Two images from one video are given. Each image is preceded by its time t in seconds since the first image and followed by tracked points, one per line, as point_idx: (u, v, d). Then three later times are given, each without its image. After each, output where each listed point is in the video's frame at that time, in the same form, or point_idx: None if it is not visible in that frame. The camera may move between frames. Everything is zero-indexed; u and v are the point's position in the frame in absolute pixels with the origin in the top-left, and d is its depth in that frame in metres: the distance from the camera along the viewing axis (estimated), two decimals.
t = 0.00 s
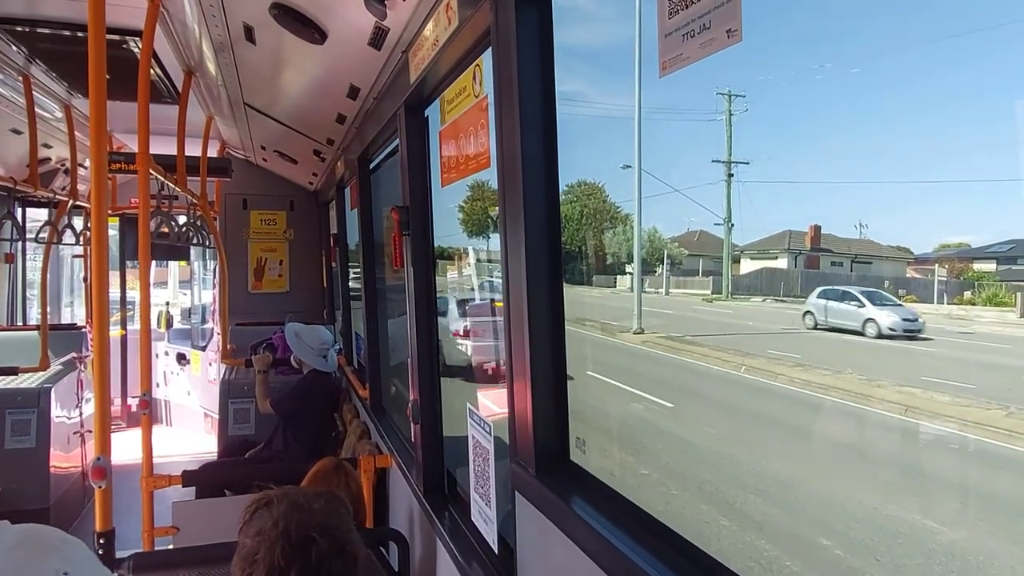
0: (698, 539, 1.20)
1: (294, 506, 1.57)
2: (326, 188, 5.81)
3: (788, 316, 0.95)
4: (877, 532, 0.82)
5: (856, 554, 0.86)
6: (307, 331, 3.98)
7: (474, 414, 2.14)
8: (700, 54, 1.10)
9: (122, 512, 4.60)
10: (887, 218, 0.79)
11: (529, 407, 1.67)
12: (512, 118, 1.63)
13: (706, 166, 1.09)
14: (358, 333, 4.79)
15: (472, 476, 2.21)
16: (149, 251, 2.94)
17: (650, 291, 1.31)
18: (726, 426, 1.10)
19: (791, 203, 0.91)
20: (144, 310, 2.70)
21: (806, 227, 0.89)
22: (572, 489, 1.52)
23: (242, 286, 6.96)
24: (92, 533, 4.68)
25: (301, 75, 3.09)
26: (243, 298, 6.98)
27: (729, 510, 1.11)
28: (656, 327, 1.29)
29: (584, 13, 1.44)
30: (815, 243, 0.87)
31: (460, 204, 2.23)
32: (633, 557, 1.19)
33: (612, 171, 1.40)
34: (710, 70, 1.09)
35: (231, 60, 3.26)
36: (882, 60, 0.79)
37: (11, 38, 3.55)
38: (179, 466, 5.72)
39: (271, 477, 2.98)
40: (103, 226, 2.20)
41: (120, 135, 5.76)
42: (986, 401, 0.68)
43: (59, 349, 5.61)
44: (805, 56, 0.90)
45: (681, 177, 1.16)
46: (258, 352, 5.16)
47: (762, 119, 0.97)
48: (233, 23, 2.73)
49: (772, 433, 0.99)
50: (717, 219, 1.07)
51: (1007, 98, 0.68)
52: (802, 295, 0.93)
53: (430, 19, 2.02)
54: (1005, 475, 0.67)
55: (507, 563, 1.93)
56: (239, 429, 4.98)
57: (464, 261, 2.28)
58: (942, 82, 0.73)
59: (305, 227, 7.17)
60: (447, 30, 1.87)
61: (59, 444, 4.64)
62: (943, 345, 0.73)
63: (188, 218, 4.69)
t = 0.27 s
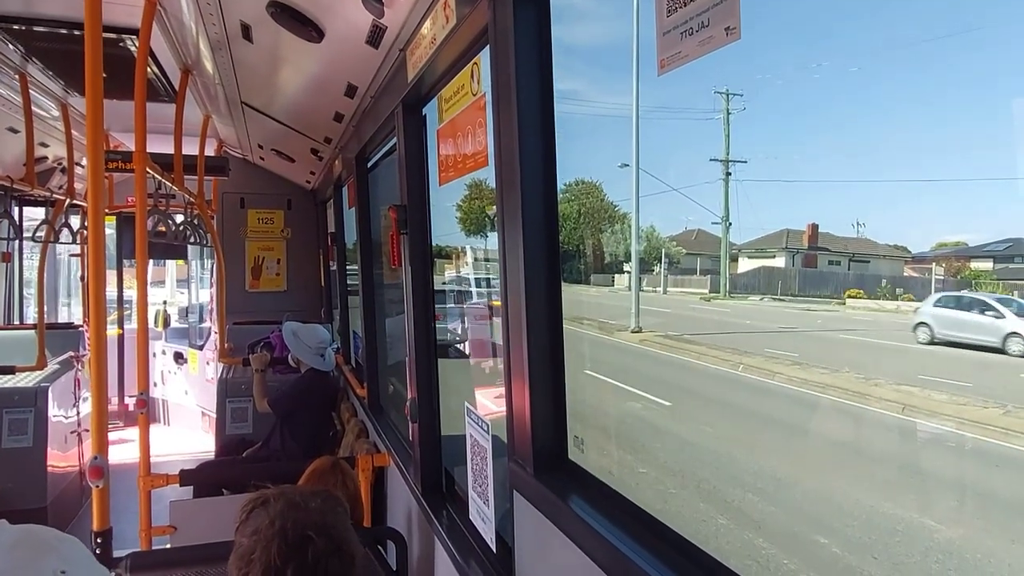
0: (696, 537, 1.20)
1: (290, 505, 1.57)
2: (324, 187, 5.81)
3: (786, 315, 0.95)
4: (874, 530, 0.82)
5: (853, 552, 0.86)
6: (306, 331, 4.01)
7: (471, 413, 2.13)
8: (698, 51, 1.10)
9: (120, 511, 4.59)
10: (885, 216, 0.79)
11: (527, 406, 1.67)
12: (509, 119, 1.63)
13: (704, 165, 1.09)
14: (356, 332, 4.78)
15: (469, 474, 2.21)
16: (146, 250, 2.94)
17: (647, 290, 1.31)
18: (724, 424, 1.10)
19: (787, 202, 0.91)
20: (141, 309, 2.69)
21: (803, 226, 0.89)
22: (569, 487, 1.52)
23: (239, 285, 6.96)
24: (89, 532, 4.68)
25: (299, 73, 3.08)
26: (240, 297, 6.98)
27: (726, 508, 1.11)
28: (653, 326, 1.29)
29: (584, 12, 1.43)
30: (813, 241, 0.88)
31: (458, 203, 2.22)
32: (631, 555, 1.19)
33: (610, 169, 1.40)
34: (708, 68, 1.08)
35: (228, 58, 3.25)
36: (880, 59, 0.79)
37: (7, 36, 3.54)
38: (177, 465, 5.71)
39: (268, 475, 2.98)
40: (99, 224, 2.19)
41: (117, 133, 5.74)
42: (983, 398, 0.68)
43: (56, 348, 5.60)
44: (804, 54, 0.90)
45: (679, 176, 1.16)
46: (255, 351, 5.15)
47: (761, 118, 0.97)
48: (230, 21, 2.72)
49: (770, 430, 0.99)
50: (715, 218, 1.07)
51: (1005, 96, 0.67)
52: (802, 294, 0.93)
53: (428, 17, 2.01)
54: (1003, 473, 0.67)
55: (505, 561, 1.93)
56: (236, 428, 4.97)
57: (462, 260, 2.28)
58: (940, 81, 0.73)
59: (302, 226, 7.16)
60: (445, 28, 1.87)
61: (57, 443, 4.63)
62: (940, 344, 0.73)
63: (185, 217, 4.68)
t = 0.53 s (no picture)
0: (692, 535, 1.20)
1: (286, 503, 1.56)
2: (320, 185, 5.79)
3: (782, 314, 0.95)
4: (870, 529, 0.82)
5: (849, 551, 0.86)
6: (302, 330, 4.00)
7: (467, 412, 2.13)
8: (695, 49, 1.10)
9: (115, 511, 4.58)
10: (880, 215, 0.79)
11: (523, 404, 1.67)
12: (506, 118, 1.63)
13: (701, 164, 1.09)
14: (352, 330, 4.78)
15: (466, 474, 2.21)
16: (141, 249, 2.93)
17: (644, 288, 1.31)
18: (720, 423, 1.10)
19: (783, 201, 0.91)
20: (136, 308, 2.68)
21: (800, 224, 0.89)
22: (566, 485, 1.52)
23: (235, 284, 6.94)
24: (84, 532, 4.66)
25: (295, 71, 3.07)
26: (236, 296, 6.96)
27: (722, 506, 1.11)
28: (650, 325, 1.29)
29: (580, 10, 1.43)
30: (809, 240, 0.88)
31: (455, 201, 2.22)
32: (627, 553, 1.19)
33: (606, 168, 1.40)
34: (705, 67, 1.08)
35: (224, 56, 3.24)
36: (877, 57, 0.79)
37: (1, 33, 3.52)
38: (172, 464, 5.69)
39: (263, 475, 2.97)
40: (93, 223, 2.18)
41: (112, 132, 5.72)
42: (979, 397, 0.68)
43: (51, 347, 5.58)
44: (801, 52, 0.89)
45: (675, 175, 1.15)
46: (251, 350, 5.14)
47: (757, 117, 0.97)
48: (225, 19, 2.71)
49: (766, 429, 0.99)
50: (711, 217, 1.07)
51: (1002, 94, 0.67)
52: (799, 292, 0.93)
53: (424, 15, 2.01)
54: (998, 473, 0.67)
55: (501, 560, 1.93)
56: (232, 427, 4.96)
57: (458, 259, 2.28)
58: (937, 79, 0.73)
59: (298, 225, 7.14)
60: (441, 26, 1.87)
61: (52, 442, 4.62)
62: (936, 342, 0.73)
63: (181, 216, 4.66)
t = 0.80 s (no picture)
0: (688, 534, 1.20)
1: (280, 503, 1.56)
2: (316, 184, 5.78)
3: (778, 313, 0.95)
4: (865, 528, 0.82)
5: (845, 549, 0.86)
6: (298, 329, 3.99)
7: (463, 411, 2.13)
8: (690, 47, 1.10)
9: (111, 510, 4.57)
10: (875, 213, 0.78)
11: (519, 403, 1.66)
12: (501, 116, 1.62)
13: (697, 162, 1.09)
14: (348, 329, 4.77)
15: (462, 472, 2.20)
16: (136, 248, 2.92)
17: (640, 287, 1.31)
18: (716, 422, 1.10)
19: (778, 200, 0.91)
20: (131, 307, 2.67)
21: (796, 223, 0.89)
22: (562, 484, 1.52)
23: (231, 284, 6.92)
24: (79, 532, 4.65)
25: (290, 70, 3.07)
26: (232, 295, 6.95)
27: (718, 505, 1.11)
28: (646, 324, 1.29)
29: (575, 8, 1.43)
30: (805, 239, 0.88)
31: (450, 200, 2.21)
32: (623, 553, 1.19)
33: (602, 167, 1.40)
34: (700, 66, 1.08)
35: (219, 55, 3.24)
36: (872, 56, 0.79)
37: None
38: (168, 464, 5.68)
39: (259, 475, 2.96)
40: (88, 222, 2.18)
41: (107, 130, 5.70)
42: (975, 396, 0.68)
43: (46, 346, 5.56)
44: (796, 50, 0.89)
45: (671, 174, 1.15)
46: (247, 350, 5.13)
47: (753, 115, 0.97)
48: (220, 17, 2.71)
49: (762, 428, 0.99)
50: (707, 215, 1.07)
51: (997, 93, 0.67)
52: (795, 291, 0.93)
53: (419, 13, 2.01)
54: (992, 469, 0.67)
55: (497, 559, 1.93)
56: (228, 427, 4.95)
57: (454, 258, 2.28)
58: (932, 78, 0.73)
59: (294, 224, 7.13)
60: (436, 25, 1.86)
61: (47, 442, 4.60)
62: (932, 341, 0.72)
63: (176, 215, 4.65)
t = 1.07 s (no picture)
0: (684, 533, 1.20)
1: (275, 502, 1.56)
2: (312, 183, 5.77)
3: (774, 312, 0.95)
4: (861, 527, 0.82)
5: (841, 548, 0.86)
6: (294, 328, 3.98)
7: (459, 410, 2.13)
8: (687, 45, 1.10)
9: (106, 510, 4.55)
10: (871, 213, 0.78)
11: (515, 402, 1.67)
12: (498, 114, 1.62)
13: (693, 161, 1.09)
14: (344, 328, 4.76)
15: (458, 471, 2.20)
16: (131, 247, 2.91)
17: (636, 286, 1.31)
18: (713, 421, 1.10)
19: (775, 199, 0.92)
20: (126, 306, 2.66)
21: (792, 223, 0.89)
22: (558, 484, 1.52)
23: (226, 282, 6.91)
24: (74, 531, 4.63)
25: (285, 67, 3.06)
26: (227, 294, 6.93)
27: (714, 503, 1.11)
28: (642, 323, 1.29)
29: (572, 7, 1.43)
30: (800, 239, 0.88)
31: (447, 199, 2.21)
32: (620, 553, 1.19)
33: (599, 166, 1.40)
34: (697, 64, 1.08)
35: (214, 53, 3.23)
36: (868, 55, 0.79)
37: None
38: (163, 463, 5.67)
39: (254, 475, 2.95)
40: (82, 221, 2.17)
41: (102, 128, 5.68)
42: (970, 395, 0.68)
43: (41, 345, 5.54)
44: (793, 49, 0.89)
45: (668, 172, 1.15)
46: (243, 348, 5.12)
47: (750, 114, 0.97)
48: (215, 15, 2.70)
49: (758, 426, 0.99)
50: (704, 214, 1.07)
51: (992, 94, 0.68)
52: (790, 290, 0.92)
53: (416, 11, 2.00)
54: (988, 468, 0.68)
55: (494, 558, 1.93)
56: (224, 426, 4.94)
57: (450, 256, 2.27)
58: (927, 78, 0.73)
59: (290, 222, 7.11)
60: (433, 23, 1.86)
61: (41, 441, 4.59)
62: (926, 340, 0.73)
63: (171, 213, 4.63)
